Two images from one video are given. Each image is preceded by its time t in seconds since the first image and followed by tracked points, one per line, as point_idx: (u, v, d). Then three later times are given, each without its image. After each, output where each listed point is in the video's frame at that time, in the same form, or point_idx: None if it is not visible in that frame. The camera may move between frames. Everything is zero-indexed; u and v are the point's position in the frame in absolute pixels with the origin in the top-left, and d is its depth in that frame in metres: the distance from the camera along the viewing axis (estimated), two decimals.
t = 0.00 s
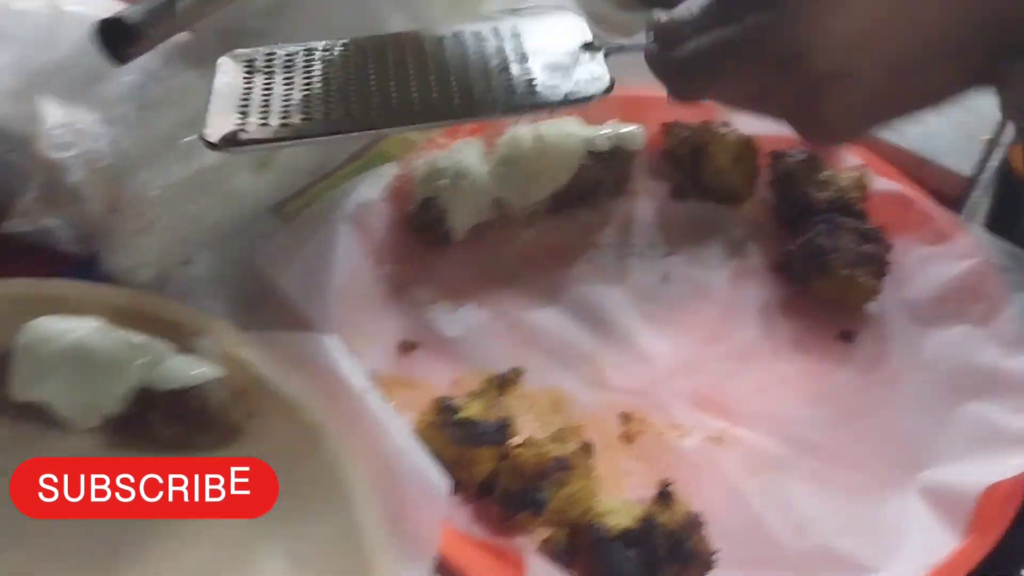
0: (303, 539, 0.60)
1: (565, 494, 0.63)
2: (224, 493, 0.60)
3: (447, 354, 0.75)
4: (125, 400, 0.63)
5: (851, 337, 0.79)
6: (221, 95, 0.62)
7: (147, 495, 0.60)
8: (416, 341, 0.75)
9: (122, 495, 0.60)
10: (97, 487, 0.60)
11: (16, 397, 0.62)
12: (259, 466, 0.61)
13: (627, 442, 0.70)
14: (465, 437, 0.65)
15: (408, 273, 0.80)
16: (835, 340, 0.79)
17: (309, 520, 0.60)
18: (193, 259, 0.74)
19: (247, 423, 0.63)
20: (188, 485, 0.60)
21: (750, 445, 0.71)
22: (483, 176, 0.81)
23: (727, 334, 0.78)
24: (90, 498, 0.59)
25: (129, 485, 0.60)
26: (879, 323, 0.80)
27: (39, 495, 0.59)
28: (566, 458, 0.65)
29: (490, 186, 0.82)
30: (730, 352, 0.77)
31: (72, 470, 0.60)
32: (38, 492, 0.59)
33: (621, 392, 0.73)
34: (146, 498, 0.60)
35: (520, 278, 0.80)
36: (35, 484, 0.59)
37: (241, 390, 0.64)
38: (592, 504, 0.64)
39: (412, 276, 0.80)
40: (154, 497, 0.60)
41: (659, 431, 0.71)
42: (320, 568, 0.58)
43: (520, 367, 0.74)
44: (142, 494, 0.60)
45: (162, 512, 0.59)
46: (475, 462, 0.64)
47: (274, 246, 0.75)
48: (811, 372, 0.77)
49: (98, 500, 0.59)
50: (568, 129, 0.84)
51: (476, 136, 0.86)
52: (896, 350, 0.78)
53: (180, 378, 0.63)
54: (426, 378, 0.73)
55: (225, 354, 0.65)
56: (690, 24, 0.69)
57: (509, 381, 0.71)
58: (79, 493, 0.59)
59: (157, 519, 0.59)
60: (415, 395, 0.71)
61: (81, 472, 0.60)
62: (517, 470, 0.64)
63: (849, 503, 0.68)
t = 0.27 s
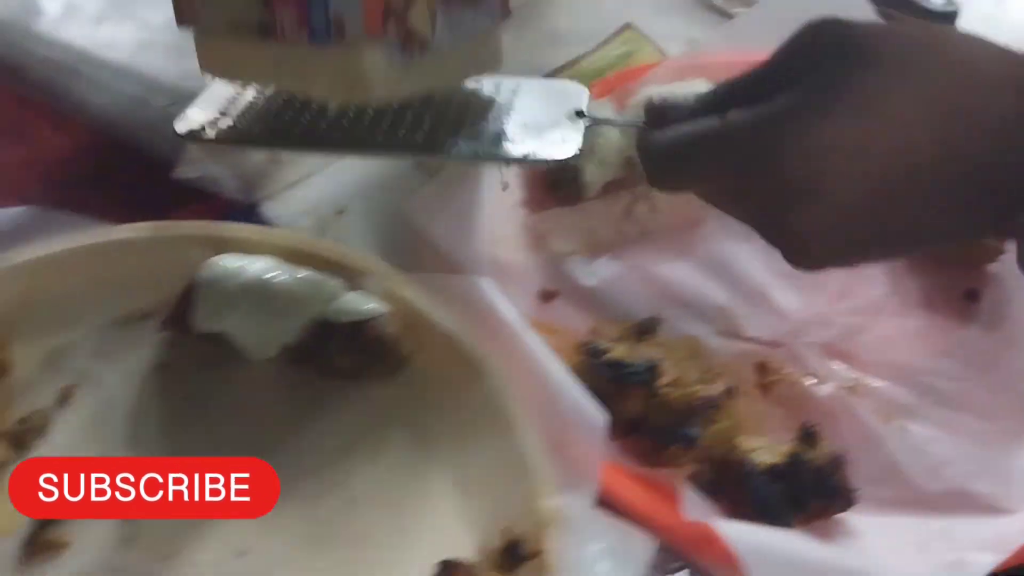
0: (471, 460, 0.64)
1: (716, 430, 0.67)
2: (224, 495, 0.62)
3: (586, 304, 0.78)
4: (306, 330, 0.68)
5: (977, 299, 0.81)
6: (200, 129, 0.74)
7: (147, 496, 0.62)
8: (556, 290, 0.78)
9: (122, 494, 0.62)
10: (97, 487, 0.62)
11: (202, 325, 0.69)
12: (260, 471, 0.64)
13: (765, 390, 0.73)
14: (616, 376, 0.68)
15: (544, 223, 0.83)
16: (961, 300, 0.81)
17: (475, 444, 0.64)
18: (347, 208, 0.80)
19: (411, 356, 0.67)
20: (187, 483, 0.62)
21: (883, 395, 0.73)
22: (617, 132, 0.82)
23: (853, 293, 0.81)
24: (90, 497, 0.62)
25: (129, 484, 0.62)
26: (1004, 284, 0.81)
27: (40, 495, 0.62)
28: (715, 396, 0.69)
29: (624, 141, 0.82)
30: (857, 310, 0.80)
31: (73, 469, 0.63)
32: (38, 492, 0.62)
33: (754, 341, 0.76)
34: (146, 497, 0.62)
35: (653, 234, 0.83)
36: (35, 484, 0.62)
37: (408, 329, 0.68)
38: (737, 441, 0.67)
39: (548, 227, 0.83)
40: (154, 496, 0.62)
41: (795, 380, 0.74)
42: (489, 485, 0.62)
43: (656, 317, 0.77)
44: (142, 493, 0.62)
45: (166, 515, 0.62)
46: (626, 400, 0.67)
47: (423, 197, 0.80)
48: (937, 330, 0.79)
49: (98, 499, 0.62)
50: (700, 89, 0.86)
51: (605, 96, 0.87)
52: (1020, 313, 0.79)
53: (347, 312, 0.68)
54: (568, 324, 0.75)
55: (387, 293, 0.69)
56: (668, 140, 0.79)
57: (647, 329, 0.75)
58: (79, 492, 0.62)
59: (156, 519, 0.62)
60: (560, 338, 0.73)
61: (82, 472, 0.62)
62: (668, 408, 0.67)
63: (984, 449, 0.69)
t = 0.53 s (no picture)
0: (604, 405, 0.67)
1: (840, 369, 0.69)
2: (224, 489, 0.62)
3: (695, 255, 0.80)
4: (439, 279, 0.71)
5: None
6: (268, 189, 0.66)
7: (147, 489, 0.62)
8: (664, 243, 0.80)
9: (122, 491, 0.62)
10: (97, 488, 0.62)
11: (339, 276, 0.71)
12: (258, 465, 0.63)
13: (874, 334, 0.76)
14: (738, 321, 0.70)
15: (646, 177, 0.83)
16: None
17: (609, 389, 0.67)
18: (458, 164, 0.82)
19: (543, 307, 0.72)
20: (186, 477, 0.63)
21: (988, 336, 0.76)
22: (714, 91, 0.86)
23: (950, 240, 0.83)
24: (90, 498, 0.62)
25: (128, 482, 0.62)
26: None
27: (40, 495, 0.61)
28: (838, 337, 0.70)
29: (720, 99, 0.86)
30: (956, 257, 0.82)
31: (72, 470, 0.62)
32: (38, 492, 0.61)
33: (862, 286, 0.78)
34: (146, 492, 0.62)
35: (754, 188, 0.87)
36: (35, 484, 0.61)
37: (536, 277, 0.72)
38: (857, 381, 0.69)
39: (652, 181, 0.83)
40: (154, 489, 0.62)
41: (903, 323, 0.76)
42: (625, 429, 0.65)
43: (765, 265, 0.79)
44: (142, 488, 0.62)
45: (163, 511, 0.61)
46: (748, 344, 0.70)
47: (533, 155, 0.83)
48: None
49: (98, 499, 0.62)
50: (794, 48, 0.89)
51: (698, 56, 0.91)
52: None
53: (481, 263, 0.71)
54: (680, 274, 0.78)
55: (513, 244, 0.74)
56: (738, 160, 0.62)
57: (759, 278, 0.77)
58: (79, 492, 0.61)
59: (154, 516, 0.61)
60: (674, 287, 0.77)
61: (81, 473, 0.62)
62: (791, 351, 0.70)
63: None
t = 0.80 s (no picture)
0: (679, 367, 0.69)
1: (904, 324, 0.70)
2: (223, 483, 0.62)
3: (748, 220, 0.81)
4: (510, 253, 0.72)
5: None
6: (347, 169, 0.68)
7: (147, 496, 0.62)
8: (716, 210, 0.82)
9: (122, 495, 0.62)
10: (97, 489, 0.61)
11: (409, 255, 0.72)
12: (257, 466, 0.64)
13: (927, 289, 0.78)
14: (803, 281, 0.72)
15: (695, 146, 0.85)
16: None
17: (682, 353, 0.69)
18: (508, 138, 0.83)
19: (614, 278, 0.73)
20: (187, 484, 0.62)
21: None
22: (754, 58, 0.87)
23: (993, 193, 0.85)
24: (90, 499, 0.61)
25: (129, 485, 0.62)
26: None
27: (40, 495, 0.60)
28: (900, 293, 0.71)
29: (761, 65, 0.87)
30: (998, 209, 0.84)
31: (72, 470, 0.61)
32: (38, 492, 0.60)
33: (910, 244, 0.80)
34: (146, 498, 0.62)
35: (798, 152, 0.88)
36: (35, 484, 0.60)
37: (601, 247, 0.74)
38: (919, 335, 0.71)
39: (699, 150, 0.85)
40: (154, 497, 0.62)
41: (954, 277, 0.78)
42: (701, 391, 0.68)
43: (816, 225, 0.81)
44: (142, 494, 0.62)
45: (166, 511, 0.62)
46: (814, 303, 0.72)
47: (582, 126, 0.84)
48: None
49: (99, 501, 0.61)
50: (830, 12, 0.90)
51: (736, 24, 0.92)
52: None
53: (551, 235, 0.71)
54: (734, 240, 0.80)
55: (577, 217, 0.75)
56: (763, 135, 0.57)
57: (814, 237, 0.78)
58: (79, 493, 0.61)
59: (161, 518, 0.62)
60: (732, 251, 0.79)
61: (81, 473, 0.61)
62: (857, 308, 0.71)
63: None
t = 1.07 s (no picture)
0: (696, 349, 0.69)
1: (918, 291, 0.70)
2: (224, 496, 0.62)
3: (751, 195, 0.81)
4: (521, 244, 0.71)
5: None
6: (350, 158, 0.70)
7: (147, 496, 0.61)
8: (720, 187, 0.82)
9: (123, 495, 0.61)
10: (97, 489, 0.60)
11: (419, 252, 0.71)
12: (258, 470, 0.64)
13: (933, 254, 0.78)
14: (814, 255, 0.72)
15: (693, 122, 0.84)
16: None
17: (699, 333, 0.70)
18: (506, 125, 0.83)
19: (628, 260, 0.73)
20: (187, 485, 0.62)
21: None
22: (747, 32, 0.86)
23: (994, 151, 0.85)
24: (90, 499, 0.60)
25: (129, 485, 0.61)
26: None
27: (40, 495, 0.59)
28: (910, 260, 0.71)
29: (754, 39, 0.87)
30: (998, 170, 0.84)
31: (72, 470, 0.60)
32: (38, 492, 0.59)
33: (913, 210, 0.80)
34: (146, 498, 0.61)
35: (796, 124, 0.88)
36: (35, 484, 0.59)
37: (614, 232, 0.74)
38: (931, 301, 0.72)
39: (697, 126, 0.84)
40: (154, 497, 0.61)
41: (960, 241, 0.79)
42: (721, 370, 0.68)
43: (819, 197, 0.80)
44: (142, 494, 0.61)
45: (165, 514, 0.61)
46: (825, 275, 0.72)
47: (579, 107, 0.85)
48: None
49: (99, 500, 0.60)
50: None
51: None
52: None
53: (560, 224, 0.71)
54: (739, 217, 0.80)
55: (585, 202, 0.75)
56: (764, 92, 0.62)
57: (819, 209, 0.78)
58: (79, 493, 0.59)
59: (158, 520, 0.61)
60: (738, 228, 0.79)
61: (81, 473, 0.60)
62: (869, 279, 0.71)
63: None
